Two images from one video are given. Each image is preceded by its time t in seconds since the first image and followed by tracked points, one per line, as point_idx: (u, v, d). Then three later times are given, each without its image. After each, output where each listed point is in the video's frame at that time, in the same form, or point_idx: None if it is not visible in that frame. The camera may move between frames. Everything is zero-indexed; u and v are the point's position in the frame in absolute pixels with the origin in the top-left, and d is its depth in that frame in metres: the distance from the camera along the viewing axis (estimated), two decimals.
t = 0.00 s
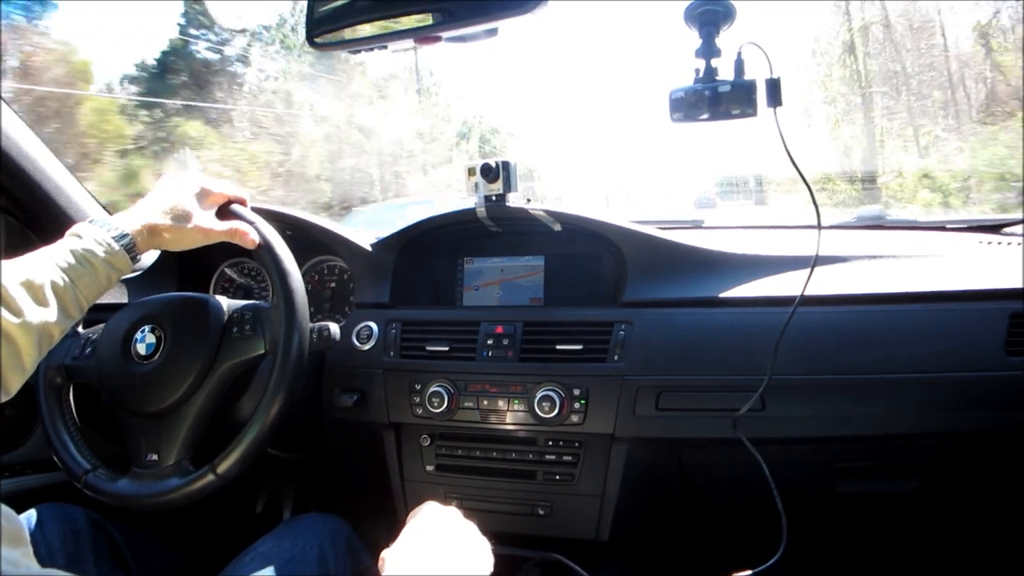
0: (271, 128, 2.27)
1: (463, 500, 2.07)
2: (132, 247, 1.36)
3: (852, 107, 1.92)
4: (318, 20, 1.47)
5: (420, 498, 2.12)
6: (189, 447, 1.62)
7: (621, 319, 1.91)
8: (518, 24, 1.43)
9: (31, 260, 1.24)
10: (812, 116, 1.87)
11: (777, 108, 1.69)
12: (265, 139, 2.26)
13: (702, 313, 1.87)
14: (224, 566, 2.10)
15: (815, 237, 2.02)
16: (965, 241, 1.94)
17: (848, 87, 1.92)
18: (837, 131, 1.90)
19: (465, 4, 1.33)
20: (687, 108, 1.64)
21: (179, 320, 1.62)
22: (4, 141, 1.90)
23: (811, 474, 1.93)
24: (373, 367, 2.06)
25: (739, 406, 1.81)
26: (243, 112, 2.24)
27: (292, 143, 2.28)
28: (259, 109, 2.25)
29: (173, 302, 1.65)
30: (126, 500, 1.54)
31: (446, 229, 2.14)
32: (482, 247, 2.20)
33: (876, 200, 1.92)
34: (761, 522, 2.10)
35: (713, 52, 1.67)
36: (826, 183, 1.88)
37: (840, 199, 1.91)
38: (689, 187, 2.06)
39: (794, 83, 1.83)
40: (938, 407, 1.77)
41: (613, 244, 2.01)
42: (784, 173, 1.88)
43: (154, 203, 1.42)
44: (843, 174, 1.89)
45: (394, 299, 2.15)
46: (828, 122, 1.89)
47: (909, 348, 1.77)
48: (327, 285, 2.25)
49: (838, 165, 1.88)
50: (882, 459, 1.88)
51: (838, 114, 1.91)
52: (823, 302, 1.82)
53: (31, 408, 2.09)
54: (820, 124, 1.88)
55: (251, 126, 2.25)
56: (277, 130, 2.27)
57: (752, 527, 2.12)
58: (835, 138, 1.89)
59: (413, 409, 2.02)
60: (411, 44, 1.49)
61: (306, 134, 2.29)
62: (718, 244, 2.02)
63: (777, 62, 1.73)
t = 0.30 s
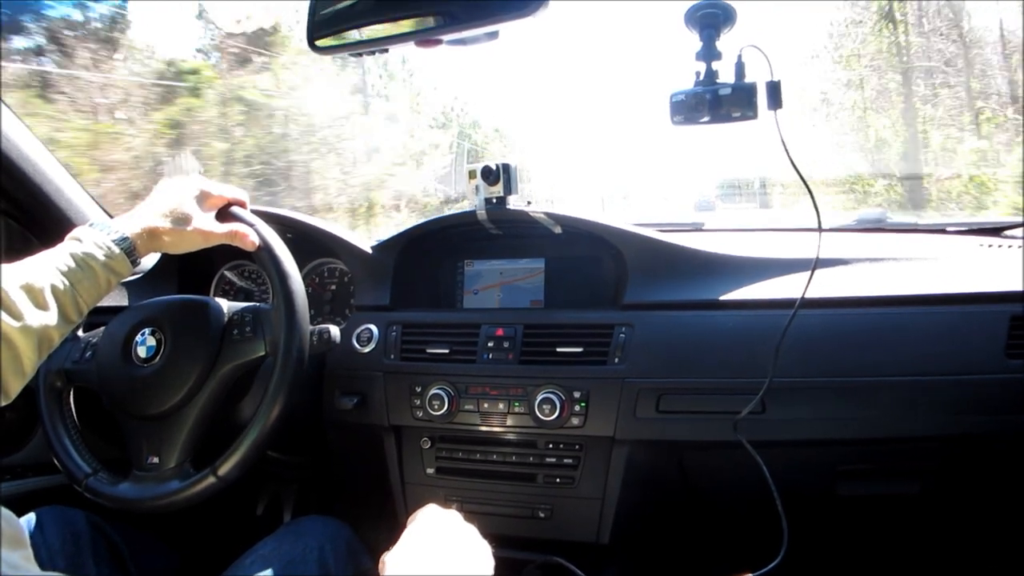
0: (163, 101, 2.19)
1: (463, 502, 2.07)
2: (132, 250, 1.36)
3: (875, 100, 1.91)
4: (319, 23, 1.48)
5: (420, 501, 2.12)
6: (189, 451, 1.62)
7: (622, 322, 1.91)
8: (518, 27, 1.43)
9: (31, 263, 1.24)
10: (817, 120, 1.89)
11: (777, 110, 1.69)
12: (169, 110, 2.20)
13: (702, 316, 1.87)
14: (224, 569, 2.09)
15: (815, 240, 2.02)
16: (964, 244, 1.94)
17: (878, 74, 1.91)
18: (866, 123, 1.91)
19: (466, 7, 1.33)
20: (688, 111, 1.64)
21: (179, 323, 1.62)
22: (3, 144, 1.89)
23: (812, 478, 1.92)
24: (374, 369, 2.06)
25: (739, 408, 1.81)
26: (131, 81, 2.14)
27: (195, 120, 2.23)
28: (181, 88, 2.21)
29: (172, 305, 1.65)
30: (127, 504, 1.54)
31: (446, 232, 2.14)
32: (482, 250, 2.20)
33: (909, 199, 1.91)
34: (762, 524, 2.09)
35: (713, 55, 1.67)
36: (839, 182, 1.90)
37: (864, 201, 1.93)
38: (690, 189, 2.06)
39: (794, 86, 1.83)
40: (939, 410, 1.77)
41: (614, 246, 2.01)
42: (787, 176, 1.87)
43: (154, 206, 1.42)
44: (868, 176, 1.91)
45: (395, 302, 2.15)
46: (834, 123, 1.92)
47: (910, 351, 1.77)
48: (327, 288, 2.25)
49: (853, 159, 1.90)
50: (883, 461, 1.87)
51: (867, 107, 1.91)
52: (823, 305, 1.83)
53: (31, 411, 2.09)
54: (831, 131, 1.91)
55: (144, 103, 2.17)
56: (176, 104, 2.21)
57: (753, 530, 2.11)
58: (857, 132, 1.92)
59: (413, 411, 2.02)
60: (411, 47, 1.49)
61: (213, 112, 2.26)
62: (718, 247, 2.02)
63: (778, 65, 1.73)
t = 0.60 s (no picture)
0: (119, 69, 2.11)
1: (463, 504, 2.07)
2: (132, 252, 1.35)
3: (928, 80, 1.90)
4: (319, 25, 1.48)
5: (420, 503, 2.12)
6: (189, 453, 1.62)
7: (622, 323, 1.91)
8: (518, 28, 1.43)
9: (31, 266, 1.24)
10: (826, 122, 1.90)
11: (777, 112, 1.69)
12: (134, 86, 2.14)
13: (702, 317, 1.87)
14: (223, 571, 2.09)
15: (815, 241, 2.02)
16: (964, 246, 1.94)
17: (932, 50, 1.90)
18: (921, 107, 1.91)
19: (465, 9, 1.34)
20: (688, 112, 1.64)
21: (179, 325, 1.62)
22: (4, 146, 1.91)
23: (812, 480, 1.92)
24: (374, 371, 2.06)
25: (740, 410, 1.81)
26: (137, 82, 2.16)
27: (146, 96, 2.17)
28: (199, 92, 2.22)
29: (172, 306, 1.65)
30: (127, 505, 1.54)
31: (447, 234, 2.14)
32: (482, 252, 2.20)
33: (975, 208, 1.87)
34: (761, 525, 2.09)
35: (713, 57, 1.67)
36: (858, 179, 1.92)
37: (909, 203, 1.92)
38: (690, 190, 2.06)
39: (795, 87, 1.83)
40: (939, 412, 1.77)
41: (614, 248, 2.01)
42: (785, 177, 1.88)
43: (153, 209, 1.42)
44: (912, 180, 1.92)
45: (395, 303, 2.15)
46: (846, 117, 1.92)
47: (910, 353, 1.77)
48: (328, 289, 2.25)
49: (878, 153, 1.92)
50: (883, 463, 1.87)
51: (920, 87, 1.90)
52: (823, 306, 1.82)
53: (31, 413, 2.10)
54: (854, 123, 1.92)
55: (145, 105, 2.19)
56: (130, 72, 2.13)
57: (752, 532, 2.11)
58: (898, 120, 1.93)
59: (413, 413, 2.02)
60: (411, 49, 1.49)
61: (161, 85, 2.20)
62: (717, 249, 2.03)
63: (778, 66, 1.73)
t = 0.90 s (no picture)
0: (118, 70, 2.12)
1: (463, 508, 2.07)
2: (131, 256, 1.35)
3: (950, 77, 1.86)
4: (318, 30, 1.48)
5: (420, 506, 2.12)
6: (189, 457, 1.62)
7: (621, 327, 1.91)
8: (518, 33, 1.43)
9: (30, 269, 1.24)
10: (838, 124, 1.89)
11: (777, 116, 1.69)
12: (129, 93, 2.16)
13: (701, 321, 1.87)
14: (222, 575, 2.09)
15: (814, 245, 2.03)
16: (964, 250, 1.94)
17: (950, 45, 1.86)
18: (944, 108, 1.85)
19: (465, 13, 1.34)
20: (687, 116, 1.65)
21: (179, 329, 1.62)
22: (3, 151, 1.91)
23: (811, 483, 1.92)
24: (373, 374, 2.06)
25: (739, 414, 1.81)
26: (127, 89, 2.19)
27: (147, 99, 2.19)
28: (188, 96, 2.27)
29: (171, 310, 1.65)
30: (126, 510, 1.54)
31: (446, 237, 2.14)
32: (482, 255, 2.20)
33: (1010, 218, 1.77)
34: (760, 529, 2.09)
35: (712, 61, 1.67)
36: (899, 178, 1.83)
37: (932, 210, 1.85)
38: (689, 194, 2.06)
39: (795, 92, 1.84)
40: (939, 416, 1.77)
41: (613, 252, 2.01)
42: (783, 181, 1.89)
43: (153, 213, 1.42)
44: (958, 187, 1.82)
45: (393, 307, 2.15)
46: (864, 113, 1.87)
47: (910, 357, 1.77)
48: (327, 293, 2.25)
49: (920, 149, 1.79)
50: (882, 467, 1.87)
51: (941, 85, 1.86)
52: (823, 310, 1.82)
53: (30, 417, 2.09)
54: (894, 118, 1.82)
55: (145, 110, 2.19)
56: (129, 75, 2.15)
57: (751, 536, 2.11)
58: (978, 97, 1.65)
59: (413, 416, 2.02)
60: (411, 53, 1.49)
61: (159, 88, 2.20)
62: (716, 252, 2.03)
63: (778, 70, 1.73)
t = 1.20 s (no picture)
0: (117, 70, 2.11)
1: (462, 508, 2.07)
2: (129, 257, 1.35)
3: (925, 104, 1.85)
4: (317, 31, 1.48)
5: (419, 507, 2.12)
6: (188, 457, 1.62)
7: (620, 328, 1.91)
8: (517, 34, 1.43)
9: (30, 270, 1.24)
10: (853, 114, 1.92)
11: (776, 118, 1.67)
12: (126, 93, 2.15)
13: (701, 322, 1.87)
14: None
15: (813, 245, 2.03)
16: (962, 250, 1.95)
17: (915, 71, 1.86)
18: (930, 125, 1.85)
19: (464, 14, 1.34)
20: (686, 117, 1.65)
21: (178, 330, 1.62)
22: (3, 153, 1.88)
23: (810, 483, 1.92)
24: (372, 375, 2.06)
25: (738, 414, 1.81)
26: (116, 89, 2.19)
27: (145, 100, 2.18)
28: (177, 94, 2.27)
29: (171, 311, 1.65)
30: (125, 511, 1.54)
31: (445, 238, 2.15)
32: (480, 256, 2.20)
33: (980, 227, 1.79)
34: (760, 529, 2.08)
35: (711, 62, 1.67)
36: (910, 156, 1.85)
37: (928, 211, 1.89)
38: (688, 195, 2.07)
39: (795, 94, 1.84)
40: (938, 416, 1.77)
41: (612, 254, 2.01)
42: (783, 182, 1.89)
43: (152, 214, 1.42)
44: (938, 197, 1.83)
45: (392, 307, 2.15)
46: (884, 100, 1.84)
47: (909, 357, 1.77)
48: (326, 293, 2.25)
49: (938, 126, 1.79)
50: (880, 467, 1.87)
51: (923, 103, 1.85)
52: (822, 311, 1.82)
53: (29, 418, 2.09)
54: (933, 98, 1.79)
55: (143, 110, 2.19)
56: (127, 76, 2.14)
57: (750, 536, 2.10)
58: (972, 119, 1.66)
59: (412, 417, 2.02)
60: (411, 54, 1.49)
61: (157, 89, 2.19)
62: (714, 253, 2.03)
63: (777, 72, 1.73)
